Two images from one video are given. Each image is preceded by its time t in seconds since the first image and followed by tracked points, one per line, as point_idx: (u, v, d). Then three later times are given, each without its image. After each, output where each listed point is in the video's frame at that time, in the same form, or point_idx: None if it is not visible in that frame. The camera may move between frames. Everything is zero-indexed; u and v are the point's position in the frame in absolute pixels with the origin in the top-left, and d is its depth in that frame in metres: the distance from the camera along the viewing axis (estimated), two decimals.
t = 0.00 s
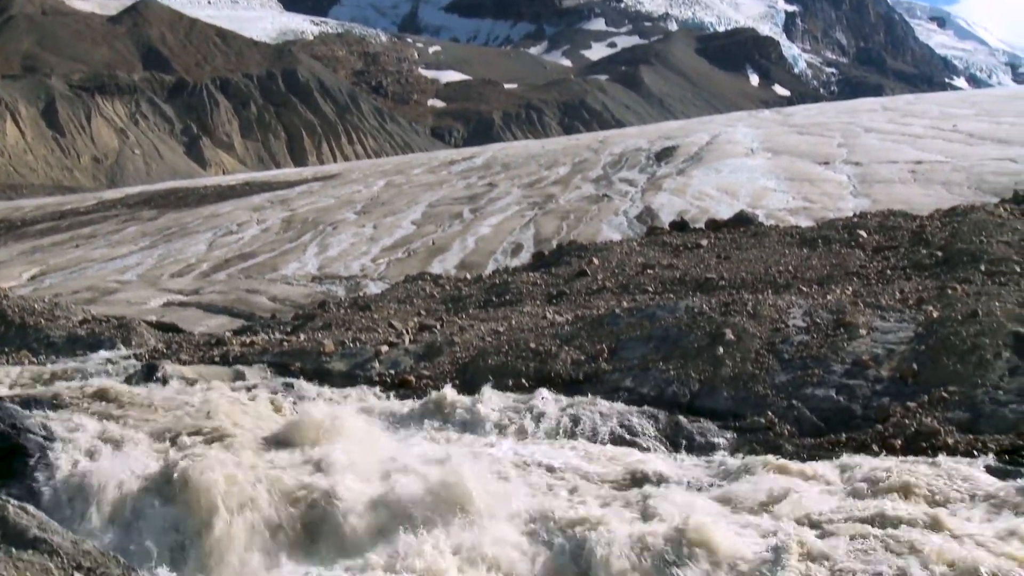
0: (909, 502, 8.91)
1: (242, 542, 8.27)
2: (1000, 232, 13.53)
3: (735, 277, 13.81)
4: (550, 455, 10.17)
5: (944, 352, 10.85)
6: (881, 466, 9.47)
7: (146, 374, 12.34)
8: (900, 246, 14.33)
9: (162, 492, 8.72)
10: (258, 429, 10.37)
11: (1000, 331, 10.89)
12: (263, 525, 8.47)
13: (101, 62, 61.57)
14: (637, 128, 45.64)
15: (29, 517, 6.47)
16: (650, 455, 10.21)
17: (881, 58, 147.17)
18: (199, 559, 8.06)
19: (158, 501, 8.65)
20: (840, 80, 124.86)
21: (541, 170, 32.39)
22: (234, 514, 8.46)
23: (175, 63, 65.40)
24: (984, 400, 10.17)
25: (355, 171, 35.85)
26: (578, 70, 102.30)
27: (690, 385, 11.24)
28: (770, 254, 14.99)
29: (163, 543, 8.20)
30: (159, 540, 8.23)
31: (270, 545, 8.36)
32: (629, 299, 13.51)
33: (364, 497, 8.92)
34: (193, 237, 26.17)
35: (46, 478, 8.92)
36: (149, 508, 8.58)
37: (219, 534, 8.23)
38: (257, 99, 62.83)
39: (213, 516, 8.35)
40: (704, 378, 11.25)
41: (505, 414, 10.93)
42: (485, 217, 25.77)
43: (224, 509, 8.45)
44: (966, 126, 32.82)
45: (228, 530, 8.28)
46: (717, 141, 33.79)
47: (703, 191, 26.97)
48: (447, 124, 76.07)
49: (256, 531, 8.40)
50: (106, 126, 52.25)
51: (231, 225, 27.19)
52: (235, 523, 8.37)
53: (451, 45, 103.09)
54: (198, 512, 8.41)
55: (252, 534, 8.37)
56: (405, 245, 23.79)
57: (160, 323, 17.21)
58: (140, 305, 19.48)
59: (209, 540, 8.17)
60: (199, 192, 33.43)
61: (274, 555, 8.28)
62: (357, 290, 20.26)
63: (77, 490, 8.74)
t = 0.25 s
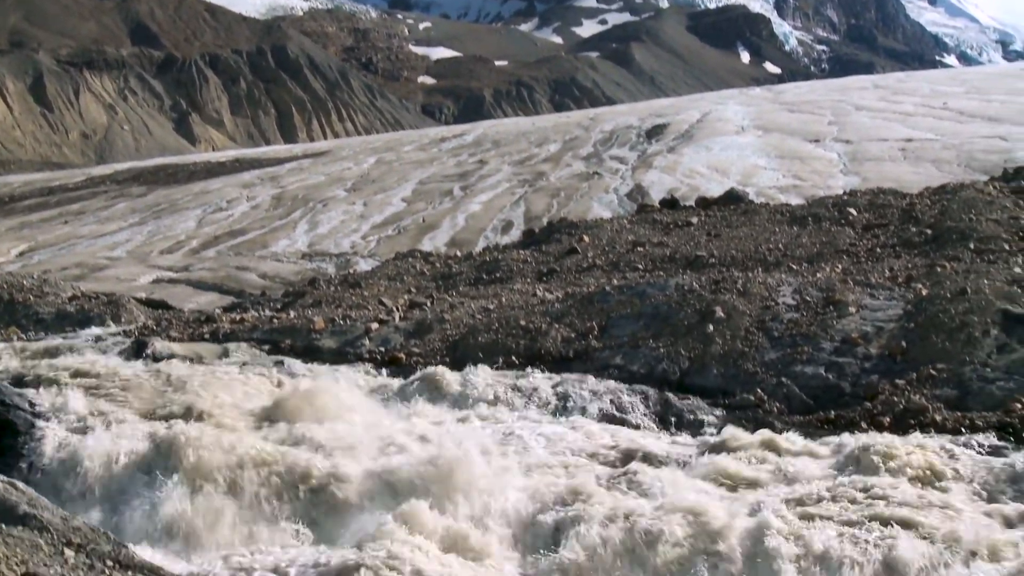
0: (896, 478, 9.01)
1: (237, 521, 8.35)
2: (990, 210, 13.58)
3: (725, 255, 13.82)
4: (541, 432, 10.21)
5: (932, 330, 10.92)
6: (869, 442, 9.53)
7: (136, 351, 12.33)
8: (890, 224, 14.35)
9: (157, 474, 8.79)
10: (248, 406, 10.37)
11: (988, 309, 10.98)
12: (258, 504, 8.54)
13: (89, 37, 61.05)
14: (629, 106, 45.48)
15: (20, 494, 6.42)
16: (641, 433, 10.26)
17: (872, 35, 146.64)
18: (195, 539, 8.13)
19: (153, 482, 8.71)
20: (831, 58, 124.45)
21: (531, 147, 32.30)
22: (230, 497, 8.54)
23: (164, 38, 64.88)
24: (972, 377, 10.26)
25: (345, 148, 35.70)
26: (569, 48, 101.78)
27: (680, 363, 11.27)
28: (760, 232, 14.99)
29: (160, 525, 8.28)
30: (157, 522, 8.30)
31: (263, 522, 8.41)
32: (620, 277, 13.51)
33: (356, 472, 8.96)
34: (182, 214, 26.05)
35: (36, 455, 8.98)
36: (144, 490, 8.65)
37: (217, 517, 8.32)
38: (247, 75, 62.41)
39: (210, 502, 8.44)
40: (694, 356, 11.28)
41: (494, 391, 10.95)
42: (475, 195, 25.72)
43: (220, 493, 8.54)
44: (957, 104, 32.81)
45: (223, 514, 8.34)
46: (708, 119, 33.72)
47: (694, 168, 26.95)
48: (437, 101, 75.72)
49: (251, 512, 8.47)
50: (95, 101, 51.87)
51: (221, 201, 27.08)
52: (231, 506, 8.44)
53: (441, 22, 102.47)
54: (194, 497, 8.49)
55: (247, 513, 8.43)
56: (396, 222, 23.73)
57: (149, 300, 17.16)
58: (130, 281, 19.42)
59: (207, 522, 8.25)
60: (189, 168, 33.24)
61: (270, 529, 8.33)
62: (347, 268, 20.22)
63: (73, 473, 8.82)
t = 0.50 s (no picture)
0: (882, 455, 9.12)
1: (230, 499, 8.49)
2: (980, 190, 13.63)
3: (716, 235, 13.82)
4: (533, 411, 10.25)
5: (922, 311, 10.98)
6: (859, 422, 9.62)
7: (126, 331, 12.31)
8: (880, 204, 14.36)
9: (146, 450, 8.84)
10: (238, 384, 10.38)
11: (978, 289, 11.06)
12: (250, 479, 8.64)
13: (77, 14, 60.53)
14: (620, 85, 45.31)
15: (9, 472, 6.38)
16: (631, 412, 10.32)
17: (864, 15, 146.09)
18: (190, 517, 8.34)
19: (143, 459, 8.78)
20: (823, 37, 123.92)
21: (522, 127, 32.21)
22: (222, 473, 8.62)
23: (153, 16, 64.36)
24: (960, 357, 10.37)
25: (336, 127, 35.54)
26: (560, 27, 101.25)
27: (671, 343, 11.29)
28: (751, 211, 14.97)
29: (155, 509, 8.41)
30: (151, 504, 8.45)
31: (257, 499, 8.51)
32: (610, 257, 13.50)
33: (348, 450, 9.02)
34: (172, 193, 25.94)
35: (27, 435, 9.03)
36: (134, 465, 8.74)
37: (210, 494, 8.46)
38: (237, 54, 62.01)
39: (204, 479, 8.54)
40: (685, 336, 11.31)
41: (486, 370, 10.98)
42: (466, 174, 25.66)
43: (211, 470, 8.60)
44: (948, 84, 32.78)
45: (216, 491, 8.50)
46: (699, 99, 33.64)
47: (685, 148, 26.92)
48: (428, 81, 75.33)
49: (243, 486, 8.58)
50: (84, 79, 51.51)
51: (210, 181, 26.97)
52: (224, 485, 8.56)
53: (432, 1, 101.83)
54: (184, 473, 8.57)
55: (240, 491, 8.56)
56: (387, 202, 23.68)
57: (139, 279, 17.09)
58: (119, 260, 19.36)
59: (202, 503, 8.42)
60: (178, 147, 33.05)
61: (263, 508, 8.47)
62: (337, 248, 20.18)
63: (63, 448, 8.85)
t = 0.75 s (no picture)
0: (866, 428, 9.23)
1: (219, 474, 8.58)
2: (967, 165, 13.68)
3: (704, 209, 13.82)
4: (521, 385, 10.30)
5: (908, 285, 11.04)
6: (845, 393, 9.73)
7: (114, 304, 12.30)
8: (868, 178, 14.37)
9: (134, 424, 8.87)
10: (226, 356, 10.38)
11: (963, 264, 11.15)
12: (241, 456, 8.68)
13: None
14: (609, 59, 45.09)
15: None
16: (619, 385, 10.38)
17: None
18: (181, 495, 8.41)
19: (131, 435, 8.81)
20: (813, 11, 123.41)
21: (511, 100, 32.06)
22: (213, 450, 8.66)
23: None
24: (945, 331, 10.47)
25: (324, 100, 35.31)
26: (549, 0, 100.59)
27: (659, 317, 11.32)
28: (739, 186, 14.95)
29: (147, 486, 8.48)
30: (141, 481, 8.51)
31: (247, 473, 8.59)
32: (598, 231, 13.50)
33: (337, 423, 9.06)
34: (159, 166, 25.78)
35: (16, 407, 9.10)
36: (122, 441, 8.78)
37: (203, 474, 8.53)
38: (224, 26, 61.47)
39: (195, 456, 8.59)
40: (673, 311, 11.33)
41: (474, 343, 11.01)
42: (454, 148, 25.58)
43: (202, 447, 8.65)
44: (936, 58, 32.73)
45: (205, 465, 8.59)
46: (688, 73, 33.52)
47: (673, 122, 26.85)
48: (416, 54, 74.83)
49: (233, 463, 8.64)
50: (69, 51, 51.02)
51: (198, 153, 26.81)
52: (213, 459, 8.63)
53: None
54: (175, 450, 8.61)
55: (229, 465, 8.63)
56: (375, 175, 23.60)
57: (126, 252, 17.02)
58: (106, 233, 19.26)
59: (193, 481, 8.48)
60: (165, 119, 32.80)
61: (253, 483, 8.55)
62: (325, 221, 20.12)
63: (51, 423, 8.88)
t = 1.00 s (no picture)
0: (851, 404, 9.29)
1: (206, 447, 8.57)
2: (954, 142, 13.73)
3: (692, 186, 13.82)
4: (510, 362, 10.32)
5: (895, 262, 11.10)
6: (832, 371, 9.79)
7: (100, 280, 12.29)
8: (855, 155, 14.38)
9: (122, 401, 8.89)
10: (213, 333, 10.37)
11: (950, 241, 11.23)
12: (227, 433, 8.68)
13: None
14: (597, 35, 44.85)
15: None
16: (606, 362, 10.42)
17: None
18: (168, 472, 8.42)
19: (119, 412, 8.83)
20: None
21: (499, 77, 31.91)
22: (200, 426, 8.66)
23: None
24: (932, 308, 10.54)
25: (311, 76, 35.09)
26: None
27: (646, 294, 11.34)
28: (727, 162, 14.93)
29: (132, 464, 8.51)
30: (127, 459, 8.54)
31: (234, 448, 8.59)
32: (586, 208, 13.48)
33: (325, 398, 9.07)
34: (146, 141, 25.62)
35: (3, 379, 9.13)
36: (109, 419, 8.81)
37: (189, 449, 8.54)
38: (210, 1, 60.92)
39: (183, 433, 8.60)
40: (660, 288, 11.35)
41: (462, 320, 11.03)
42: (442, 124, 25.47)
43: (190, 424, 8.65)
44: (925, 35, 32.67)
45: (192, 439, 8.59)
46: (676, 50, 33.38)
47: (662, 99, 26.76)
48: (404, 30, 74.31)
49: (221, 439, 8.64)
50: (54, 25, 50.54)
51: (185, 129, 26.63)
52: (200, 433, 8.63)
53: None
54: (161, 427, 8.62)
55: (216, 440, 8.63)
56: (363, 152, 23.49)
57: (112, 228, 16.92)
58: (92, 209, 19.16)
59: (180, 458, 8.50)
60: (152, 94, 32.55)
61: (241, 458, 8.56)
62: (313, 197, 20.06)
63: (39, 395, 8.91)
